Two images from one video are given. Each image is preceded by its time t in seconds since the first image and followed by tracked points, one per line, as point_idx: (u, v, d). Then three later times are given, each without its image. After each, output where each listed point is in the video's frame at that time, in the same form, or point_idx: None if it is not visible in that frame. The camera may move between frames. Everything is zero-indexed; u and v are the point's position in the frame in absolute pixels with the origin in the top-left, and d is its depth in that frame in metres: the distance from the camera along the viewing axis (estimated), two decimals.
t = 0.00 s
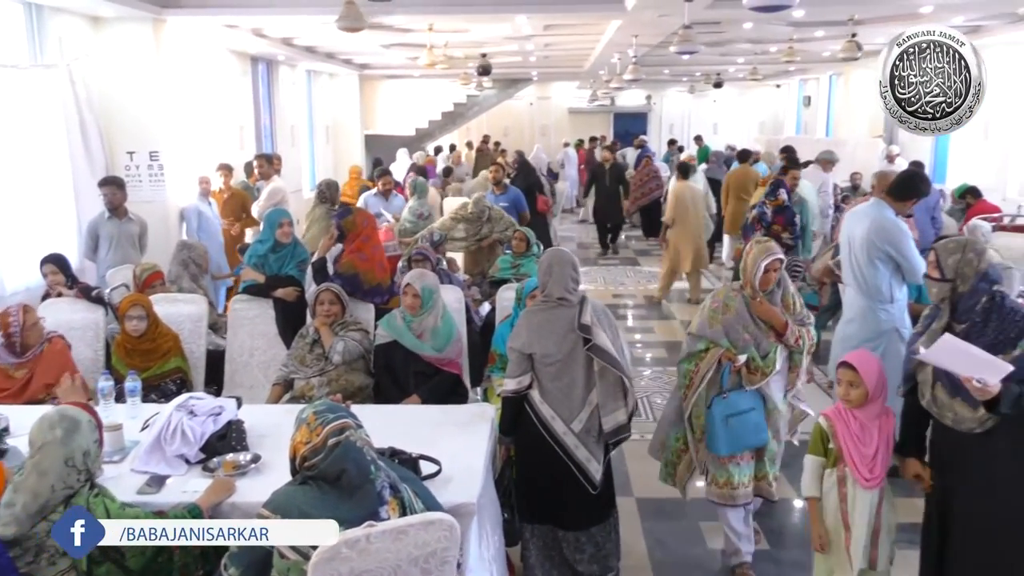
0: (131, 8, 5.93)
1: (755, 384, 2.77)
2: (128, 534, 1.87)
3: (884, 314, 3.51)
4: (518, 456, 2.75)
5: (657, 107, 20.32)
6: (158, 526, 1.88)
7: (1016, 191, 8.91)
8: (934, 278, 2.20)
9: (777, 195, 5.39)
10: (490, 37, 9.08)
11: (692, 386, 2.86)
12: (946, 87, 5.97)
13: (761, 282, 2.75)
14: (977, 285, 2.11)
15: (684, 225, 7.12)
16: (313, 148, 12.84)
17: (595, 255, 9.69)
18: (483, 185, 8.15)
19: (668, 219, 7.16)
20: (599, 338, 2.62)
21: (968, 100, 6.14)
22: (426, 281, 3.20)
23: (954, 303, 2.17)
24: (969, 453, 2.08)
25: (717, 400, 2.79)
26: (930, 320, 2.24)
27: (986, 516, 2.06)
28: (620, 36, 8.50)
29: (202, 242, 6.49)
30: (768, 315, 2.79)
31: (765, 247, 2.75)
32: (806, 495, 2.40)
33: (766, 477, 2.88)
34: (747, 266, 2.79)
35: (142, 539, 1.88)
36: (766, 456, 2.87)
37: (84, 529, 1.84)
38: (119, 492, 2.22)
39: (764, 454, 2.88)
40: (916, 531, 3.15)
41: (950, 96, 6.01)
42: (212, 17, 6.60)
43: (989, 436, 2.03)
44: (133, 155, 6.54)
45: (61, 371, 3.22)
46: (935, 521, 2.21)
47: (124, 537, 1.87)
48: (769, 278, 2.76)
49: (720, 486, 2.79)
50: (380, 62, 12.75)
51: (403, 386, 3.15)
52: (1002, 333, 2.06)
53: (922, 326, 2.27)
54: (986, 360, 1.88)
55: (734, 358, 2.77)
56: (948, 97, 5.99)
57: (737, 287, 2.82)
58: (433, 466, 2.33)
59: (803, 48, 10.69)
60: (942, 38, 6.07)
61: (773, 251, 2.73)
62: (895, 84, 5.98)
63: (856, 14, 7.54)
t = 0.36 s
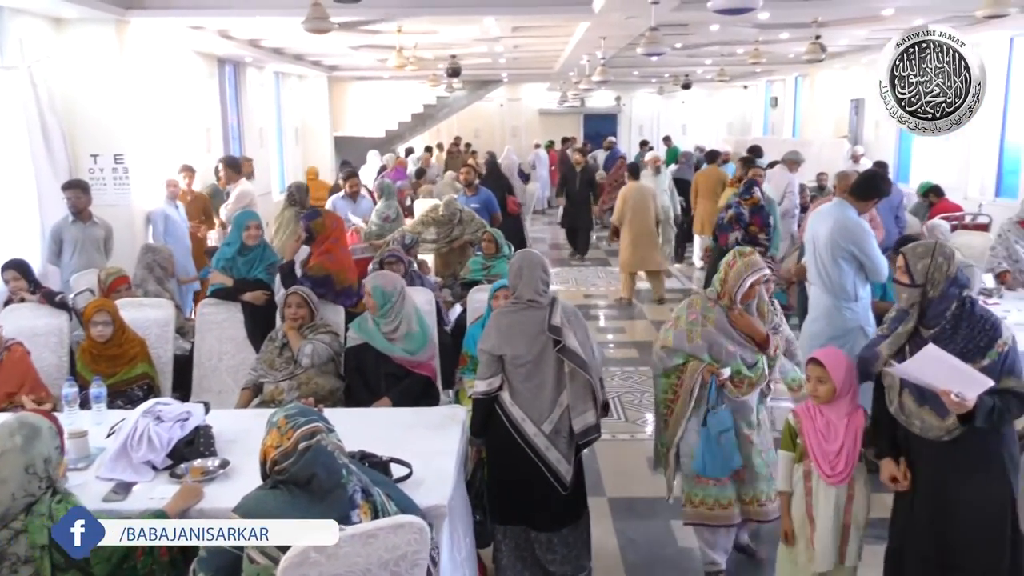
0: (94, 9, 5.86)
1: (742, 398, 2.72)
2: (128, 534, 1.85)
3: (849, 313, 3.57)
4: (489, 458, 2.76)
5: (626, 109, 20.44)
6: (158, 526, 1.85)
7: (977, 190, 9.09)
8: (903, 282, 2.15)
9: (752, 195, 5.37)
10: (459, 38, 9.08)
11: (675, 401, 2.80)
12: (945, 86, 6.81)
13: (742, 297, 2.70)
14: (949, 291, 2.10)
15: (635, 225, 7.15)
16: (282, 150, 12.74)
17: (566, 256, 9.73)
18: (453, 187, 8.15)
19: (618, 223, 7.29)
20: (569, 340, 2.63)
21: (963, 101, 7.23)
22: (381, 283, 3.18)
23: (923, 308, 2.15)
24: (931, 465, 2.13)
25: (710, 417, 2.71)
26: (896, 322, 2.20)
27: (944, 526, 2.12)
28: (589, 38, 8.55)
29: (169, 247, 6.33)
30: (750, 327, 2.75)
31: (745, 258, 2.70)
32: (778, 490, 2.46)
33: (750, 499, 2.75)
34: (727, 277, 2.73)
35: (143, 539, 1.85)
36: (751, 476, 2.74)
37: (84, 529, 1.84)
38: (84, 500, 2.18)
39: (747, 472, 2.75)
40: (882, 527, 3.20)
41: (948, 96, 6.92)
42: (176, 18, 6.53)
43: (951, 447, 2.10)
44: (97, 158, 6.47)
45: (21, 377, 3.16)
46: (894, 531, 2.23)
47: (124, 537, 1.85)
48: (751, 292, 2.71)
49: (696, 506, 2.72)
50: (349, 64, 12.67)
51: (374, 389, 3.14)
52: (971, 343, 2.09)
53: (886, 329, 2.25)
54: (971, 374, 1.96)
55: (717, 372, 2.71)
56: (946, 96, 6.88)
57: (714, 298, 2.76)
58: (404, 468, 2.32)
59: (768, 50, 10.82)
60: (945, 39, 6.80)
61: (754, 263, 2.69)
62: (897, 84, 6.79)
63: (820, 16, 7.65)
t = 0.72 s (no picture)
0: (63, 14, 5.80)
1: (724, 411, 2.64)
2: (122, 535, 1.79)
3: (821, 314, 3.61)
4: (467, 461, 2.76)
5: (602, 113, 20.51)
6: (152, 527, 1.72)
7: (946, 192, 9.23)
8: (918, 295, 1.98)
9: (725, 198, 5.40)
10: (434, 43, 9.08)
11: (650, 411, 2.71)
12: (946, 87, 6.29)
13: (724, 309, 2.64)
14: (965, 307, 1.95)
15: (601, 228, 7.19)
16: (257, 154, 12.66)
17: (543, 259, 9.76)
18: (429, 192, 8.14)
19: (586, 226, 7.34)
20: (545, 344, 2.65)
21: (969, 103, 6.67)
22: (351, 288, 3.19)
23: (936, 323, 1.98)
24: (927, 490, 1.99)
25: (693, 438, 2.63)
26: (900, 335, 2.03)
27: (931, 555, 2.01)
28: (563, 43, 8.60)
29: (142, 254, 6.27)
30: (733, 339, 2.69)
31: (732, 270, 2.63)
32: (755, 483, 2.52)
33: (729, 512, 2.66)
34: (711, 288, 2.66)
35: (136, 539, 1.76)
36: (726, 488, 2.66)
37: (83, 529, 1.81)
38: (56, 510, 2.16)
39: (722, 484, 2.67)
40: (855, 526, 3.24)
41: (950, 97, 6.45)
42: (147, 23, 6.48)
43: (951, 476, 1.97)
44: (68, 165, 6.41)
45: None
46: (874, 544, 2.11)
47: (117, 537, 1.79)
48: (733, 304, 2.66)
49: (670, 514, 2.68)
50: (323, 68, 12.62)
51: (350, 394, 3.14)
52: (987, 364, 1.94)
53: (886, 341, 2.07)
54: (984, 396, 1.84)
55: (696, 386, 2.65)
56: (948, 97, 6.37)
57: (695, 308, 2.70)
58: (379, 474, 2.32)
59: (741, 55, 10.92)
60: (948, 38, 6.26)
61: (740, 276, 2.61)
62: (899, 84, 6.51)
63: (791, 21, 7.73)
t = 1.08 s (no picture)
0: (31, 17, 5.73)
1: (694, 426, 2.63)
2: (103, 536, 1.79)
3: (793, 316, 3.65)
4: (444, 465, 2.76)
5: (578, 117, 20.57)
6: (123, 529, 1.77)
7: (916, 195, 9.38)
8: (913, 312, 1.87)
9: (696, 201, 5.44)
10: (409, 47, 9.07)
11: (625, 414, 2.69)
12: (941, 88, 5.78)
13: (705, 319, 2.59)
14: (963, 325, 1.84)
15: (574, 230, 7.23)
16: (230, 158, 12.56)
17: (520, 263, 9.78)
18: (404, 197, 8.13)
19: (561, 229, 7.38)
20: (521, 348, 2.66)
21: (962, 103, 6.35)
22: (324, 293, 3.18)
23: (930, 342, 1.88)
24: (925, 514, 1.91)
25: (646, 448, 2.65)
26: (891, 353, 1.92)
27: None
28: (538, 47, 8.62)
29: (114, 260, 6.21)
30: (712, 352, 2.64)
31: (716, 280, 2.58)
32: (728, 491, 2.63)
33: (700, 525, 2.66)
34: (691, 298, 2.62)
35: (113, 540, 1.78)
36: (699, 501, 2.66)
37: (84, 529, 1.80)
38: (25, 520, 2.13)
39: (696, 495, 2.66)
40: (826, 526, 3.28)
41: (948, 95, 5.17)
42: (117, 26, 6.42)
43: (946, 500, 1.89)
44: (37, 169, 6.33)
45: None
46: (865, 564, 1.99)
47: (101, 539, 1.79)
48: (715, 316, 2.60)
49: (645, 518, 2.69)
50: (298, 72, 12.55)
51: (326, 400, 3.13)
52: (984, 385, 1.86)
53: (876, 357, 1.96)
54: (984, 419, 1.76)
55: (665, 396, 2.64)
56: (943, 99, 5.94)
57: (677, 317, 2.67)
58: (355, 479, 2.31)
59: (715, 60, 11.02)
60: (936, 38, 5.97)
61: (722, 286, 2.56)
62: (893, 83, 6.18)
63: (763, 27, 7.82)
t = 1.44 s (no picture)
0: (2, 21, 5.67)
1: (662, 440, 2.61)
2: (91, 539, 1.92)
3: (768, 319, 3.67)
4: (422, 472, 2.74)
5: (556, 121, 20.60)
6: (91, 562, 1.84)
7: (890, 199, 9.50)
8: (873, 330, 1.85)
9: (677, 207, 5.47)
10: (386, 52, 9.06)
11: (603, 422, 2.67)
12: (946, 85, 6.47)
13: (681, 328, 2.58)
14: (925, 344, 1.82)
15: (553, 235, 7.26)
16: (207, 163, 12.48)
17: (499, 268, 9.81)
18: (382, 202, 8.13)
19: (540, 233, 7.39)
20: (500, 354, 2.68)
21: (967, 102, 6.88)
22: (306, 297, 3.19)
23: (892, 362, 1.85)
24: (905, 544, 1.87)
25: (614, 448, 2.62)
26: (850, 376, 1.89)
27: None
28: (515, 53, 8.65)
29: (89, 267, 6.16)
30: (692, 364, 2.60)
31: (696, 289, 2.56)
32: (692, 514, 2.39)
33: (675, 542, 2.65)
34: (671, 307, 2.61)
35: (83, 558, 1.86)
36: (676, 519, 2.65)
37: (84, 528, 1.93)
38: None
39: (669, 510, 2.66)
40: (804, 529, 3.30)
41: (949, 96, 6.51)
42: (90, 31, 6.37)
43: (924, 529, 1.86)
44: (8, 175, 6.26)
45: None
46: None
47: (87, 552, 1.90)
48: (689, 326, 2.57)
49: (632, 539, 2.69)
50: (275, 77, 12.50)
51: (302, 406, 3.12)
52: (949, 407, 1.81)
53: (834, 382, 1.92)
54: (930, 434, 1.76)
55: (635, 403, 2.62)
56: (946, 94, 6.48)
57: (661, 327, 2.64)
58: (331, 486, 2.29)
59: (691, 65, 11.12)
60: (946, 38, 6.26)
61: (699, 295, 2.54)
62: (896, 85, 6.41)
63: (738, 33, 7.89)
